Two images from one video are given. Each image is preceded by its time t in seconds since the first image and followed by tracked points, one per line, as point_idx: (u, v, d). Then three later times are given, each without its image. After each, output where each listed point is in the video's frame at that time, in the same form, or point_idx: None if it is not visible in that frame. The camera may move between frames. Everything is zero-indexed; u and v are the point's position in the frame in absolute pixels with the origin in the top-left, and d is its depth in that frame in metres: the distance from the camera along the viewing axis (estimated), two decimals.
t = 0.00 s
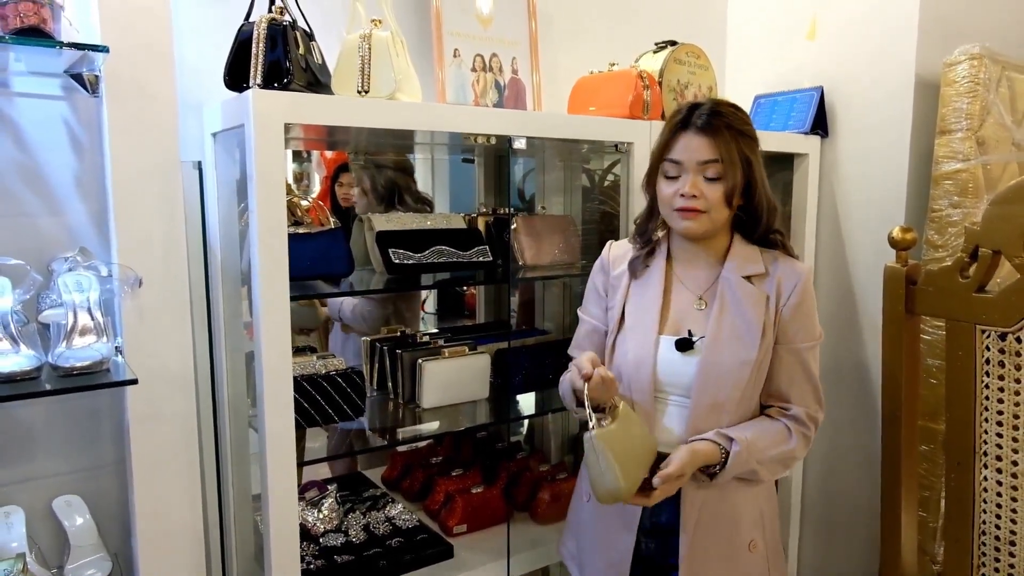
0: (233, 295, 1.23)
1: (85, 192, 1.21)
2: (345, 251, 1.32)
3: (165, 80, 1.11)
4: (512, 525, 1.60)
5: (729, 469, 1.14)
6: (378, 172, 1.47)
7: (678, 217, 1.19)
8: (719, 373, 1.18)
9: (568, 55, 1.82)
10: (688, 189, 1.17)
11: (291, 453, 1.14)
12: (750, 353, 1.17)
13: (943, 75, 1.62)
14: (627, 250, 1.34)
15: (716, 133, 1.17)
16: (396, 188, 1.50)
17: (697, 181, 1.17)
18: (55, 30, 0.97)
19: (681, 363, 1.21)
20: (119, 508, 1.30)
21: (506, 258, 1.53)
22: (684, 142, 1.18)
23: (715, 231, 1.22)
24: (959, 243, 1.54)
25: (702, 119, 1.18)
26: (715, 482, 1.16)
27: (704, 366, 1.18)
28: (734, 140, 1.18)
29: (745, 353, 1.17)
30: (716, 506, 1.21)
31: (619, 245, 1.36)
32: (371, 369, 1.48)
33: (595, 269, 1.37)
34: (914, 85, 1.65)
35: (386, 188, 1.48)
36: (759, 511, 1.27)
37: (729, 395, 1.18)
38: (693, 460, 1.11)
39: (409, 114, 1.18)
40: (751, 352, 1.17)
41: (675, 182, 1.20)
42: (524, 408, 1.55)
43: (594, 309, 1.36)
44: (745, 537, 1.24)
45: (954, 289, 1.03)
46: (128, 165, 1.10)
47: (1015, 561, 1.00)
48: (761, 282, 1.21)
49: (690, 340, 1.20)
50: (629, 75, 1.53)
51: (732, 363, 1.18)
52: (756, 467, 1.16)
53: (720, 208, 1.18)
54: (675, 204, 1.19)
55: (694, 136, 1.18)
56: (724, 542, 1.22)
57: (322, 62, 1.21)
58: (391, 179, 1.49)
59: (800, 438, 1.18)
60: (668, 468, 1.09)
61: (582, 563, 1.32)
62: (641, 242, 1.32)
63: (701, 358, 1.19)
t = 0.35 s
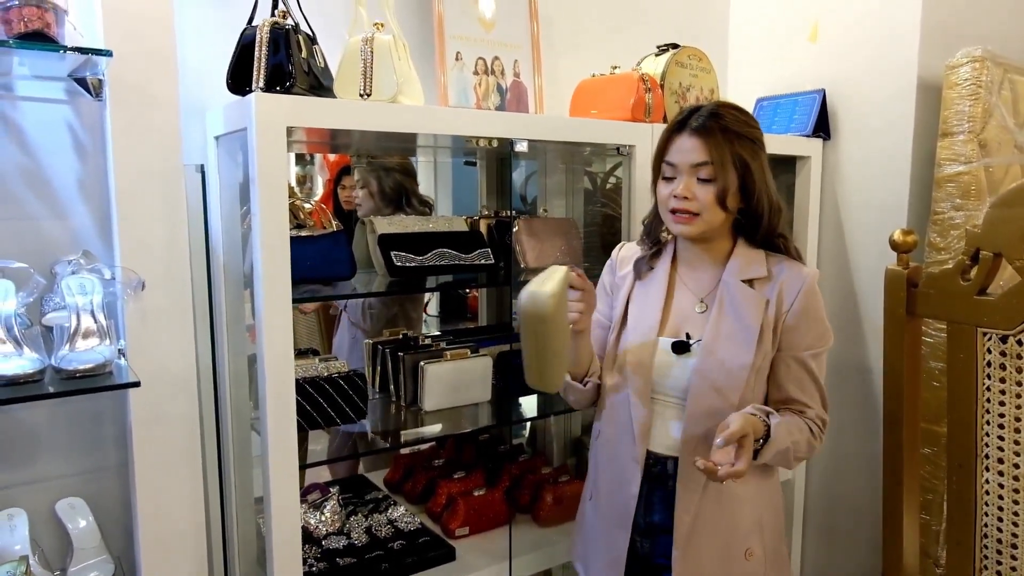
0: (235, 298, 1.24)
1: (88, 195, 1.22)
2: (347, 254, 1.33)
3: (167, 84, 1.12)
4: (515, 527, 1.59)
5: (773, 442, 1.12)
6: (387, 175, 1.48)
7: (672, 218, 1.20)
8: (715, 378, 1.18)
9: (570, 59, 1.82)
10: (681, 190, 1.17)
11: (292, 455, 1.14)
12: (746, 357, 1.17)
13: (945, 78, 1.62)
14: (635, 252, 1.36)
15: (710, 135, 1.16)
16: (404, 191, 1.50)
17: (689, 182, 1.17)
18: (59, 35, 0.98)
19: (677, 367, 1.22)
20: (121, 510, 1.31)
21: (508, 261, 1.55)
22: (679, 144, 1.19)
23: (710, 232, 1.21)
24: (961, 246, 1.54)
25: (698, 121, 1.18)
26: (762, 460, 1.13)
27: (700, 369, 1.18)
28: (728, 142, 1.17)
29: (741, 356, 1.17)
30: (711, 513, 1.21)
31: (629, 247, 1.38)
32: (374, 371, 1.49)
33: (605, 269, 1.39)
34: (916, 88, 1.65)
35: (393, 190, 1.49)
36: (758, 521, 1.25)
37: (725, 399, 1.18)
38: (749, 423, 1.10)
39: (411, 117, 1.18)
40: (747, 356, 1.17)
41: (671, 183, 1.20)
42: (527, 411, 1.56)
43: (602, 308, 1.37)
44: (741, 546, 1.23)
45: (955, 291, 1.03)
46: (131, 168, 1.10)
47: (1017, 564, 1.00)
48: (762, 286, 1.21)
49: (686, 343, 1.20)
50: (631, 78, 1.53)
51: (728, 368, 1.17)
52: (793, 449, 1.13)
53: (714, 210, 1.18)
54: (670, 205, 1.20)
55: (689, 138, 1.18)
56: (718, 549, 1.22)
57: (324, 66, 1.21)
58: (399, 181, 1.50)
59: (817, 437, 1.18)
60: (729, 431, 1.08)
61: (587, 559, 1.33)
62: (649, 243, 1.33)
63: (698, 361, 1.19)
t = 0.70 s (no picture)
0: (233, 300, 1.24)
1: (86, 196, 1.22)
2: (344, 254, 1.32)
3: (165, 85, 1.12)
4: (511, 529, 1.60)
5: (728, 453, 1.11)
6: (388, 178, 1.48)
7: (675, 229, 1.21)
8: (704, 379, 1.17)
9: (569, 60, 1.82)
10: (679, 201, 1.18)
11: (290, 456, 1.14)
12: (737, 361, 1.16)
13: (943, 81, 1.62)
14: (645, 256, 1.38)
15: (705, 145, 1.15)
16: (405, 192, 1.50)
17: (688, 194, 1.18)
18: (56, 35, 0.97)
19: (670, 367, 1.22)
20: (118, 511, 1.30)
21: (506, 262, 1.54)
22: (676, 153, 1.19)
23: (713, 240, 1.21)
24: (958, 249, 1.54)
25: (693, 129, 1.17)
26: (711, 464, 1.12)
27: (691, 370, 1.18)
28: (724, 149, 1.15)
29: (731, 360, 1.16)
30: (692, 512, 1.21)
31: (640, 252, 1.40)
32: (372, 374, 1.48)
33: (618, 272, 1.42)
34: (915, 91, 1.65)
35: (395, 193, 1.49)
36: (747, 530, 1.22)
37: (713, 402, 1.17)
38: (698, 430, 1.08)
39: (408, 118, 1.18)
40: (737, 360, 1.16)
41: (672, 193, 1.21)
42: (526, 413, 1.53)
43: (612, 311, 1.39)
44: (723, 552, 1.20)
45: (952, 294, 1.02)
46: (128, 169, 1.10)
47: (1012, 567, 1.00)
48: (760, 291, 1.20)
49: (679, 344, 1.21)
50: (629, 79, 1.53)
51: (719, 372, 1.17)
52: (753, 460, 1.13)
53: (713, 219, 1.18)
54: (671, 215, 1.20)
55: (685, 147, 1.17)
56: (699, 550, 1.20)
57: (322, 67, 1.21)
58: (401, 183, 1.50)
59: (801, 449, 1.15)
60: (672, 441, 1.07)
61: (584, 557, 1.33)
62: (658, 248, 1.34)
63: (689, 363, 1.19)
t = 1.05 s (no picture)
0: (230, 301, 1.23)
1: (83, 198, 1.21)
2: (342, 256, 1.32)
3: (163, 86, 1.11)
4: (511, 530, 1.60)
5: (695, 438, 1.08)
6: (389, 178, 1.47)
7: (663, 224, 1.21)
8: (684, 379, 1.18)
9: (567, 60, 1.82)
10: (665, 196, 1.18)
11: (287, 459, 1.13)
12: (714, 362, 1.16)
13: (942, 81, 1.62)
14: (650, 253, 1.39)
15: (692, 140, 1.15)
16: (406, 193, 1.49)
17: (673, 188, 1.18)
18: (52, 36, 0.97)
19: (657, 366, 1.24)
20: (115, 513, 1.30)
21: (504, 263, 1.53)
22: (666, 149, 1.19)
23: (701, 238, 1.20)
24: (958, 250, 1.54)
25: (685, 125, 1.17)
26: (677, 452, 1.10)
27: (672, 370, 1.19)
28: (712, 145, 1.15)
29: (710, 361, 1.16)
30: (674, 509, 1.20)
31: (646, 249, 1.42)
32: (370, 375, 1.49)
33: (626, 269, 1.44)
34: (914, 91, 1.65)
35: (397, 192, 1.48)
36: (729, 534, 1.19)
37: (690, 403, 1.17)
38: (663, 408, 1.06)
39: (406, 119, 1.18)
40: (715, 361, 1.15)
41: (662, 188, 1.21)
42: (524, 413, 1.54)
43: (618, 305, 1.41)
44: (700, 553, 1.19)
45: (952, 295, 1.02)
46: (125, 170, 1.09)
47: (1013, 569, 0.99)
48: (747, 292, 1.19)
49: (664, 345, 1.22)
50: (627, 79, 1.52)
51: (697, 372, 1.17)
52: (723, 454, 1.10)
53: (698, 215, 1.17)
54: (660, 210, 1.21)
55: (675, 143, 1.18)
56: (677, 549, 1.20)
57: (320, 67, 1.21)
58: (403, 185, 1.48)
59: (778, 453, 1.10)
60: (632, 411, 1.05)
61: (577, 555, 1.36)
62: (662, 245, 1.36)
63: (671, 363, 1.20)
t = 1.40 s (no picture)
0: (230, 302, 1.23)
1: (82, 198, 1.21)
2: (341, 257, 1.31)
3: (162, 86, 1.11)
4: (511, 532, 1.59)
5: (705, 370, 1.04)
6: (391, 178, 1.46)
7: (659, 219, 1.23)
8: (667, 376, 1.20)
9: (568, 60, 1.81)
10: (660, 190, 1.20)
11: (287, 461, 1.13)
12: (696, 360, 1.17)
13: (943, 82, 1.61)
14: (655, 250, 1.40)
15: (686, 137, 1.17)
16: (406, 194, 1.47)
17: (669, 182, 1.19)
18: (50, 35, 0.97)
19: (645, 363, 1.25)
20: (114, 515, 1.29)
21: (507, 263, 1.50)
22: (665, 145, 1.21)
23: (693, 236, 1.21)
24: (959, 250, 1.54)
25: (684, 121, 1.19)
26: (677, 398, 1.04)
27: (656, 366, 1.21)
28: (705, 143, 1.15)
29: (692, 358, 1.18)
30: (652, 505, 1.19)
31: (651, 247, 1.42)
32: (370, 377, 1.46)
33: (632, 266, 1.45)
34: (915, 92, 1.64)
35: (399, 191, 1.47)
36: (709, 535, 1.17)
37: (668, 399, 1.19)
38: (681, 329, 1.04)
39: (405, 119, 1.17)
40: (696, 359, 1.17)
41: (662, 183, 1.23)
42: (524, 413, 1.57)
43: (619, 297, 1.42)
44: (674, 552, 1.16)
45: (954, 295, 1.02)
46: (123, 170, 1.09)
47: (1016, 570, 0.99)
48: (739, 293, 1.18)
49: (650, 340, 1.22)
50: (628, 80, 1.52)
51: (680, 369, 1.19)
52: (718, 413, 1.05)
53: (688, 212, 1.18)
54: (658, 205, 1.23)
55: (672, 139, 1.19)
56: (653, 548, 1.18)
57: (319, 68, 1.20)
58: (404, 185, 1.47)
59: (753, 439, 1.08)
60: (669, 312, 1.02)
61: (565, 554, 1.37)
62: (666, 243, 1.36)
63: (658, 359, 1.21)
